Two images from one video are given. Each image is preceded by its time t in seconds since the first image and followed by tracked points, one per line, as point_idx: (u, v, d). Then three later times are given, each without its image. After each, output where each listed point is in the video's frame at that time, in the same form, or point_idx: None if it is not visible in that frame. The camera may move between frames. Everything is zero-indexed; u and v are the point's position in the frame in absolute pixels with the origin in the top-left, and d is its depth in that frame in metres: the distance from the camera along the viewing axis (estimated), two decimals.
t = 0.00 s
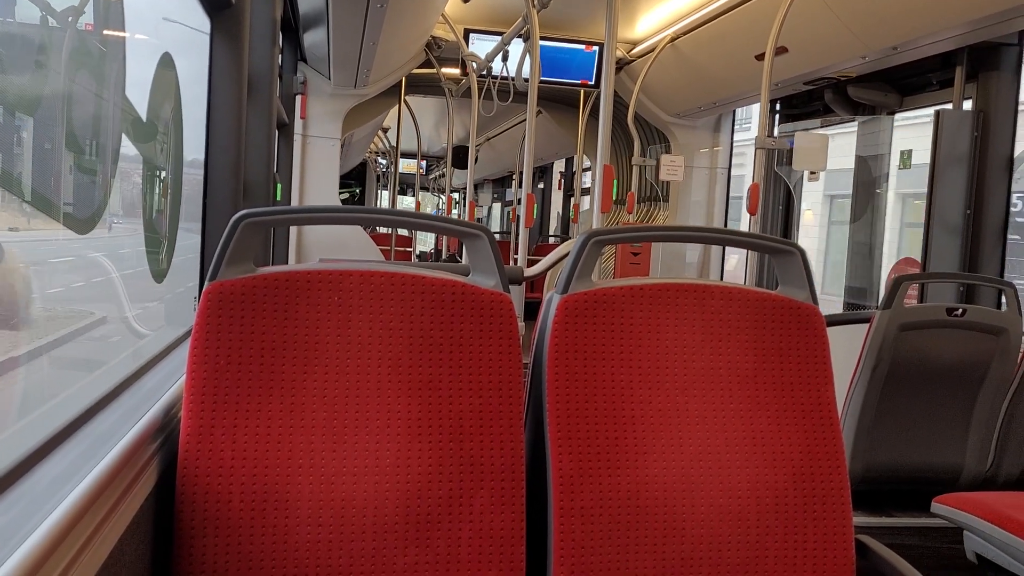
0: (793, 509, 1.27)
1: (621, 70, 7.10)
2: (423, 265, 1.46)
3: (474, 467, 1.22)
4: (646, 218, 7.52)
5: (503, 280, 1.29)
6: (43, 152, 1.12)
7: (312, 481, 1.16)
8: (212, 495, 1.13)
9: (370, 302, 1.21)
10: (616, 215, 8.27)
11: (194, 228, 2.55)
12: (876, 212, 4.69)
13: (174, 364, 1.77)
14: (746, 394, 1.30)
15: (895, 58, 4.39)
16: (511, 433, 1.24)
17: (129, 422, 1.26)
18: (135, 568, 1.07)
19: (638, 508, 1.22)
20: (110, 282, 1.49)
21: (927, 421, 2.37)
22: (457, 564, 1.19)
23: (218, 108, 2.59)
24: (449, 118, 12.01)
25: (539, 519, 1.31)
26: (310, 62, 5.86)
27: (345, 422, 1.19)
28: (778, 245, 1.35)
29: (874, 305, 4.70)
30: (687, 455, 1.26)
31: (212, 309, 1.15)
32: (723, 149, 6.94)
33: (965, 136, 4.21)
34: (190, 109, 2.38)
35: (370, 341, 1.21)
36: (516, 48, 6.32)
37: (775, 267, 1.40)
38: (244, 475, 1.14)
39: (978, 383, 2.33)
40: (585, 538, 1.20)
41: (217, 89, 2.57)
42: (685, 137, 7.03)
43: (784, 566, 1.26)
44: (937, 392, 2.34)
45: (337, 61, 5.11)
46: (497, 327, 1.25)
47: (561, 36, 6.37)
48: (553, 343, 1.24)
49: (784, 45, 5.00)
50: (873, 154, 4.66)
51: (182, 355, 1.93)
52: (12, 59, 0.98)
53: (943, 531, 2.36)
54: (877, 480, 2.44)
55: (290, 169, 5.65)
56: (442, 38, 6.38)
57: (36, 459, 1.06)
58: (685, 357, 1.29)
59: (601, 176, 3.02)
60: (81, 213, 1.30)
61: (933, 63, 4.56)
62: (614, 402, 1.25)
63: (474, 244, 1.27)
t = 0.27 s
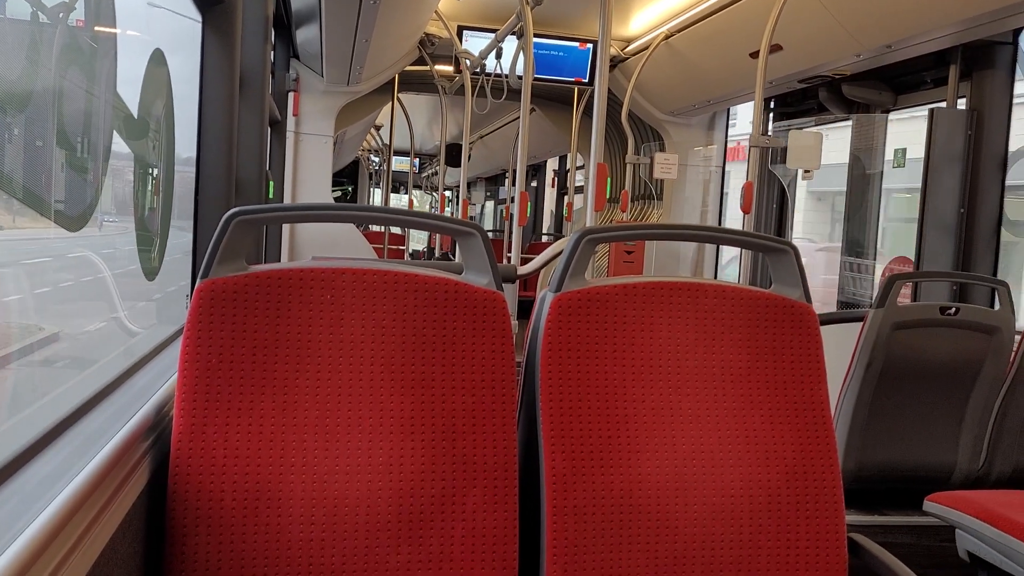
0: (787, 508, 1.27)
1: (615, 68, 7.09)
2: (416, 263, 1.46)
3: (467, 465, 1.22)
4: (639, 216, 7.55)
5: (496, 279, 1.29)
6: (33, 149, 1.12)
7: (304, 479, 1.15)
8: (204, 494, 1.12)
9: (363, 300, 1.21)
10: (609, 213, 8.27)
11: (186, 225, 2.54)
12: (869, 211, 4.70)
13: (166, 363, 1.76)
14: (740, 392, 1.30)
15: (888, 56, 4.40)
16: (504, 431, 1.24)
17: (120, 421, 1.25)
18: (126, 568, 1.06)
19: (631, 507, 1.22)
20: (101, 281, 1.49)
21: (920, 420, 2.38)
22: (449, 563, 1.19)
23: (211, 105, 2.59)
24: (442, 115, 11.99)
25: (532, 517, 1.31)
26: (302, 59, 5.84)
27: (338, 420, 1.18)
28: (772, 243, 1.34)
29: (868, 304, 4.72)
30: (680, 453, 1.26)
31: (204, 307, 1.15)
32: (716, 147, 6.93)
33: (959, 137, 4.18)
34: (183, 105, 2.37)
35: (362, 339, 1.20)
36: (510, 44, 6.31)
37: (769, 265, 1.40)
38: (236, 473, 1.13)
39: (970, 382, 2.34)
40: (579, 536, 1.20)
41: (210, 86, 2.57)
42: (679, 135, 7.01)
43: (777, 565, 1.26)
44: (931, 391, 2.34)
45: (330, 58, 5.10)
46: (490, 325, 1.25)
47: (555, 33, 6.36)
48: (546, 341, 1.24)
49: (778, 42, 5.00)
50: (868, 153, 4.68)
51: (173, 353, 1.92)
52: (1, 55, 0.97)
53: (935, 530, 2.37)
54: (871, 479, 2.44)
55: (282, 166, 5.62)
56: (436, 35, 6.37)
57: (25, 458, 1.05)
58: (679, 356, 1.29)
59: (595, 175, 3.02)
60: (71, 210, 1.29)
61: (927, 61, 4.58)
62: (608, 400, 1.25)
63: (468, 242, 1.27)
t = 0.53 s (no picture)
0: (778, 507, 1.27)
1: (608, 69, 7.09)
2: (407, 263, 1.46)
3: (458, 464, 1.22)
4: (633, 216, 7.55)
5: (488, 278, 1.28)
6: (24, 148, 1.12)
7: (295, 478, 1.15)
8: (194, 493, 1.12)
9: (354, 299, 1.21)
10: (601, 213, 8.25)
11: (178, 224, 2.54)
12: (863, 211, 4.70)
13: (156, 363, 1.76)
14: (731, 392, 1.30)
15: (881, 57, 4.40)
16: (495, 430, 1.24)
17: (110, 421, 1.25)
18: (115, 568, 1.06)
19: (622, 506, 1.22)
20: (92, 280, 1.49)
21: (913, 420, 2.38)
22: (440, 562, 1.19)
23: (204, 104, 2.59)
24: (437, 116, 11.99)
25: (522, 517, 1.31)
26: (296, 59, 5.84)
27: (328, 419, 1.18)
28: (763, 243, 1.35)
29: (860, 304, 4.70)
30: (672, 453, 1.26)
31: (194, 306, 1.15)
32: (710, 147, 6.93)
33: (950, 137, 4.22)
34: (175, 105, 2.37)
35: (353, 338, 1.20)
36: (504, 45, 6.32)
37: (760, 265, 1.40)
38: (226, 473, 1.13)
39: (962, 382, 2.34)
40: (569, 536, 1.20)
41: (202, 86, 2.57)
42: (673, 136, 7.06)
43: (768, 564, 1.26)
44: (923, 391, 2.35)
45: (324, 58, 5.10)
46: (481, 324, 1.25)
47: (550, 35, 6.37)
48: (537, 340, 1.24)
49: (771, 44, 5.01)
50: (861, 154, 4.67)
51: (162, 352, 1.92)
52: None
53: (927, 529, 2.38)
54: (863, 479, 2.44)
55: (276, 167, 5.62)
56: (429, 36, 6.38)
57: (13, 458, 1.05)
58: (670, 355, 1.29)
59: (587, 175, 3.02)
60: (62, 210, 1.29)
61: (920, 62, 4.59)
62: (599, 400, 1.25)
63: (458, 242, 1.27)
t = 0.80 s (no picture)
0: (773, 508, 1.27)
1: (604, 70, 7.10)
2: (403, 264, 1.46)
3: (454, 465, 1.22)
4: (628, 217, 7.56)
5: (484, 279, 1.29)
6: (19, 147, 1.11)
7: (290, 479, 1.15)
8: (189, 493, 1.12)
9: (349, 300, 1.21)
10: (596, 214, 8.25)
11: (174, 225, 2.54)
12: (858, 212, 4.71)
13: (152, 364, 1.75)
14: (726, 392, 1.30)
15: (877, 58, 4.42)
16: (491, 431, 1.24)
17: (105, 422, 1.24)
18: (111, 569, 1.06)
19: (618, 507, 1.22)
20: (88, 281, 1.49)
21: (908, 420, 2.39)
22: (436, 563, 1.19)
23: (200, 105, 2.59)
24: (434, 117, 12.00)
25: (518, 518, 1.31)
26: (292, 60, 5.83)
27: (323, 420, 1.18)
28: (759, 244, 1.35)
29: (857, 305, 4.71)
30: (667, 453, 1.26)
31: (189, 307, 1.14)
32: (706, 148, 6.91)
33: (945, 138, 4.24)
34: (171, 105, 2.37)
35: (349, 339, 1.20)
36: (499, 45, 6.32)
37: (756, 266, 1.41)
38: (221, 473, 1.13)
39: (957, 382, 2.34)
40: (565, 537, 1.20)
41: (198, 87, 2.57)
42: (668, 137, 7.10)
43: (764, 564, 1.26)
44: (918, 391, 2.35)
45: (320, 59, 5.10)
46: (477, 325, 1.25)
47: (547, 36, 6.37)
48: (533, 341, 1.24)
49: (767, 45, 5.02)
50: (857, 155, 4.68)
51: (157, 353, 1.92)
52: None
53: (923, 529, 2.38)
54: (859, 480, 2.44)
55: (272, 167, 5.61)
56: (425, 36, 6.38)
57: (8, 458, 1.04)
58: (665, 356, 1.29)
59: (583, 176, 3.02)
60: (58, 209, 1.29)
61: (914, 63, 4.60)
62: (595, 400, 1.25)
63: (454, 242, 1.27)
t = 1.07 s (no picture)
0: (771, 506, 1.28)
1: (602, 69, 7.09)
2: (401, 263, 1.46)
3: (452, 465, 1.22)
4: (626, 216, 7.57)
5: (481, 279, 1.29)
6: (17, 148, 1.11)
7: (289, 479, 1.15)
8: (187, 493, 1.12)
9: (348, 300, 1.21)
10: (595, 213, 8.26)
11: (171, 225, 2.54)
12: (855, 211, 4.73)
13: (149, 364, 1.75)
14: (724, 391, 1.31)
15: (873, 57, 4.42)
16: (489, 431, 1.24)
17: (103, 422, 1.24)
18: (109, 569, 1.06)
19: (617, 506, 1.22)
20: (85, 281, 1.48)
21: (905, 418, 2.39)
22: (434, 563, 1.19)
23: (197, 105, 2.58)
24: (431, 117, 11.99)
25: (516, 518, 1.31)
26: (289, 60, 5.83)
27: (322, 420, 1.18)
28: (756, 243, 1.35)
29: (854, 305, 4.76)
30: (666, 452, 1.26)
31: (188, 307, 1.14)
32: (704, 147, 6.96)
33: (942, 138, 4.25)
34: (167, 105, 2.37)
35: (347, 338, 1.20)
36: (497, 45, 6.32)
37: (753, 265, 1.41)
38: (220, 474, 1.13)
39: (953, 380, 2.35)
40: (563, 536, 1.20)
41: (195, 87, 2.57)
42: (666, 136, 7.07)
43: (762, 563, 1.26)
44: (915, 390, 2.36)
45: (318, 59, 5.09)
46: (475, 324, 1.25)
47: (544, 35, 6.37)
48: (531, 340, 1.24)
49: (764, 44, 5.02)
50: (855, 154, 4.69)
51: (155, 353, 1.92)
52: None
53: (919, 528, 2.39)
54: (857, 479, 2.45)
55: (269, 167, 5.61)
56: (423, 36, 6.37)
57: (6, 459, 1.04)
58: (664, 355, 1.30)
59: (581, 175, 3.02)
60: (56, 210, 1.29)
61: (911, 63, 4.61)
62: (593, 400, 1.25)
63: (452, 242, 1.27)
